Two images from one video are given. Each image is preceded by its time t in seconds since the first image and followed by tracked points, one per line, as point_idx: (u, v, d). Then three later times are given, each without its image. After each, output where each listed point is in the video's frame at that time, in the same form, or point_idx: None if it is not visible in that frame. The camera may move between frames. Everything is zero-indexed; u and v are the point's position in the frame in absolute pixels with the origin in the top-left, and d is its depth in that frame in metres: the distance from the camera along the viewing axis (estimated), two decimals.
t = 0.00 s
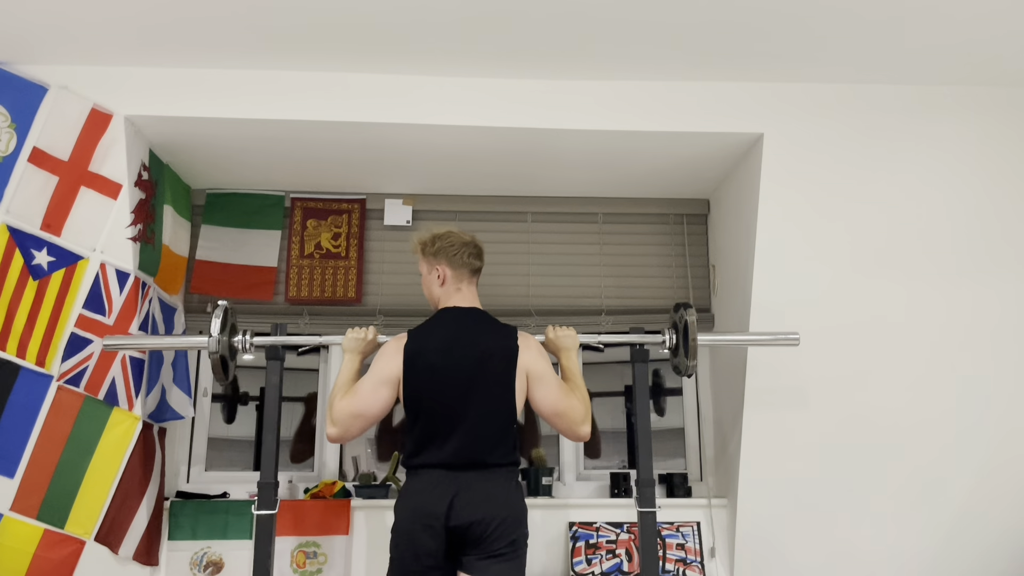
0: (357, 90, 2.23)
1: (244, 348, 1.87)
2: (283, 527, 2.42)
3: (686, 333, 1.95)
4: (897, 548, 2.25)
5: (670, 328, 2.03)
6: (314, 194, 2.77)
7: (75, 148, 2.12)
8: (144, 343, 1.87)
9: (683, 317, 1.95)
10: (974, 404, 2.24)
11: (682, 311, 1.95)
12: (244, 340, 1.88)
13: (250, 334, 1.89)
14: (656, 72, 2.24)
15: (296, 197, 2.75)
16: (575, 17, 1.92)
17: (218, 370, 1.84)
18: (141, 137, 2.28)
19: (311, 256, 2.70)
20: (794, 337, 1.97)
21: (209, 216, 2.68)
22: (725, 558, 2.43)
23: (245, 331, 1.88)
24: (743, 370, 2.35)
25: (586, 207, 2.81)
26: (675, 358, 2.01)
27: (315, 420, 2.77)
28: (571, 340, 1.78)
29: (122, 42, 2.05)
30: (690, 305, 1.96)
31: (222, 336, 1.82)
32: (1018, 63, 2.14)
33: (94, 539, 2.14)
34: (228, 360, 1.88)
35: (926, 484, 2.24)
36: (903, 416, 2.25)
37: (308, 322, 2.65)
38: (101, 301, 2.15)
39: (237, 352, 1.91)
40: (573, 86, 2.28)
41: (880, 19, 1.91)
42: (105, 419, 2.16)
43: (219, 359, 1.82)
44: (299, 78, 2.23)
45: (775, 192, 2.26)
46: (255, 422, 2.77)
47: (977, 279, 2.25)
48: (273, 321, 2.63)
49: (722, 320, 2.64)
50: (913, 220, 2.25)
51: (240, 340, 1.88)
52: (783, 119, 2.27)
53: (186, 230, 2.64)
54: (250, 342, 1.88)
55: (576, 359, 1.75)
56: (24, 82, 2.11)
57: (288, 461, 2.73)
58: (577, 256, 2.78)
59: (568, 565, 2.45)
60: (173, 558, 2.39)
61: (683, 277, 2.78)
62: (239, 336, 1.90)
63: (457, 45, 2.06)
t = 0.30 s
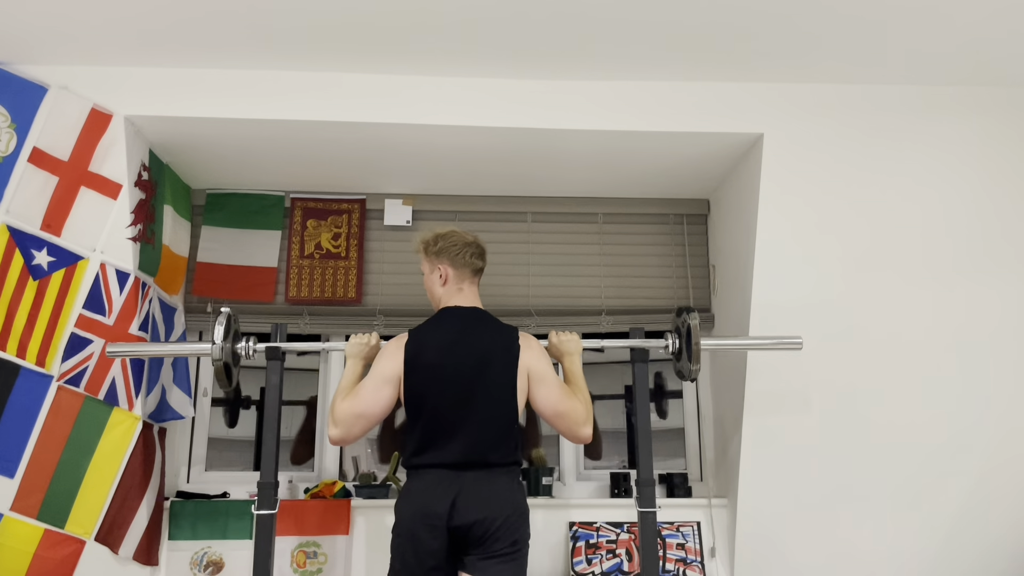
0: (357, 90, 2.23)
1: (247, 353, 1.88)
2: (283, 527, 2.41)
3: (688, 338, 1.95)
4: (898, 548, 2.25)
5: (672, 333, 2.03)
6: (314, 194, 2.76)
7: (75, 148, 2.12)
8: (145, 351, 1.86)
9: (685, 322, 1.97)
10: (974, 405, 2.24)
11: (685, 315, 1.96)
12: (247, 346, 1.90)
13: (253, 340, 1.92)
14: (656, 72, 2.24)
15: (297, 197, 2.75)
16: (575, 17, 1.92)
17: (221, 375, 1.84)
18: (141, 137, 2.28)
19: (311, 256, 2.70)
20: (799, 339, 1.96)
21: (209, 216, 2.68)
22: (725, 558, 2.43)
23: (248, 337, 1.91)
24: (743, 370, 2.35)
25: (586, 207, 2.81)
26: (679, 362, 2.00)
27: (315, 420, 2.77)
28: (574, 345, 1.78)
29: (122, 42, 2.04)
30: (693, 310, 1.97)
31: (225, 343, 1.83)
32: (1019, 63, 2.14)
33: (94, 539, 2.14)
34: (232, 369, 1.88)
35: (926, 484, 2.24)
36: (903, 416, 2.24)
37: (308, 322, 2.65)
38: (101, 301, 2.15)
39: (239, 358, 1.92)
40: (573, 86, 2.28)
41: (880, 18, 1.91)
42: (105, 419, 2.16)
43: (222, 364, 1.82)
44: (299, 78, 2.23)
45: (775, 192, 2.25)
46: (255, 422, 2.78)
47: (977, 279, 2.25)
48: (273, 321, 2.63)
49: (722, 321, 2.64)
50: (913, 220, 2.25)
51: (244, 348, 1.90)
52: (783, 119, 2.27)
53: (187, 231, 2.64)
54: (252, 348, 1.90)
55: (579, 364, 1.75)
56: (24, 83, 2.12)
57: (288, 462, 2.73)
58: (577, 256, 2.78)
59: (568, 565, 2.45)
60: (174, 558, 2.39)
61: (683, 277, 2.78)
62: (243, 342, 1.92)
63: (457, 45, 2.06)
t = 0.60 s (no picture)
0: (357, 90, 2.23)
1: (251, 361, 1.89)
2: (282, 528, 2.41)
3: (693, 349, 1.96)
4: (897, 548, 2.26)
5: (676, 347, 2.04)
6: (314, 194, 2.76)
7: (75, 148, 2.12)
8: (149, 353, 1.86)
9: (690, 333, 1.97)
10: (974, 406, 2.24)
11: (689, 328, 1.97)
12: (253, 353, 1.90)
13: (259, 349, 1.93)
14: (656, 73, 2.24)
15: (297, 197, 2.75)
16: (575, 18, 1.92)
17: (223, 376, 1.83)
18: (141, 137, 2.28)
19: (311, 256, 2.70)
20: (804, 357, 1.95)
21: (209, 216, 2.68)
22: (725, 559, 2.43)
23: (253, 346, 1.92)
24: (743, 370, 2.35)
25: (586, 207, 2.81)
26: (684, 375, 2.01)
27: (314, 422, 2.77)
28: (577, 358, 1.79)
29: (122, 43, 2.05)
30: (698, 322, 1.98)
31: (228, 348, 1.84)
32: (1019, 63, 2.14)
33: (94, 539, 2.14)
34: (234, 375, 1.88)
35: (926, 484, 2.25)
36: (903, 416, 2.25)
37: (308, 322, 2.65)
38: (101, 301, 2.15)
39: (243, 364, 1.93)
40: (573, 86, 2.28)
41: (879, 19, 1.91)
42: (105, 419, 2.15)
43: (225, 365, 1.82)
44: (298, 78, 2.23)
45: (775, 193, 2.26)
46: (255, 422, 2.78)
47: (977, 280, 2.25)
48: (273, 321, 2.63)
49: (722, 321, 2.64)
50: (913, 221, 2.25)
51: (249, 353, 1.90)
52: (784, 119, 2.27)
53: (187, 231, 2.64)
54: (257, 355, 1.90)
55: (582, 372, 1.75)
56: (24, 83, 2.12)
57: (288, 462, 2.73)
58: (577, 256, 2.78)
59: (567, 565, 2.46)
60: (174, 558, 2.39)
61: (683, 278, 2.78)
62: (247, 348, 1.93)
63: (457, 45, 2.06)
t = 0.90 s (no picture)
0: (356, 89, 2.23)
1: (251, 361, 1.89)
2: (282, 528, 2.41)
3: (694, 348, 1.97)
4: (897, 548, 2.26)
5: (677, 346, 2.04)
6: (314, 194, 2.76)
7: (74, 148, 2.12)
8: (149, 352, 1.86)
9: (691, 331, 1.98)
10: (974, 405, 2.24)
11: (690, 327, 1.97)
12: (254, 353, 1.90)
13: (260, 348, 1.93)
14: (656, 72, 2.24)
15: (297, 197, 2.75)
16: (575, 17, 1.92)
17: (224, 371, 1.83)
18: (141, 136, 2.28)
19: (311, 256, 2.70)
20: (806, 356, 1.95)
21: (209, 216, 2.68)
22: (725, 559, 2.43)
23: (253, 346, 1.91)
24: (743, 369, 2.35)
25: (586, 207, 2.81)
26: (685, 376, 2.00)
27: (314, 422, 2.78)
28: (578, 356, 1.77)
29: (121, 42, 2.04)
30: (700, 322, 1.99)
31: (230, 336, 1.84)
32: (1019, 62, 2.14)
33: (94, 539, 2.14)
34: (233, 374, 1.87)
35: (926, 484, 2.24)
36: (903, 416, 2.24)
37: (308, 322, 2.65)
38: (101, 301, 2.15)
39: (244, 364, 1.93)
40: (573, 86, 2.28)
41: (881, 18, 1.91)
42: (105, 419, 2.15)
43: (225, 359, 1.82)
44: (298, 78, 2.23)
45: (775, 192, 2.25)
46: (255, 422, 2.78)
47: (977, 279, 2.25)
48: (272, 321, 2.63)
49: (722, 321, 2.64)
50: (913, 220, 2.25)
51: (249, 353, 1.90)
52: (784, 118, 2.27)
53: (187, 230, 2.64)
54: (258, 355, 1.90)
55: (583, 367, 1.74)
56: (24, 82, 2.12)
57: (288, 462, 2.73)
58: (577, 256, 2.78)
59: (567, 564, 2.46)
60: (174, 558, 2.39)
61: (683, 278, 2.78)
62: (247, 348, 1.93)
63: (457, 44, 2.06)
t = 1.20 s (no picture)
0: (356, 89, 2.23)
1: (250, 362, 1.89)
2: (282, 527, 2.42)
3: (693, 348, 1.97)
4: (897, 548, 2.26)
5: (677, 347, 2.04)
6: (315, 194, 2.76)
7: (74, 148, 2.12)
8: (149, 352, 1.86)
9: (691, 331, 1.98)
10: (974, 406, 2.24)
11: (689, 328, 1.97)
12: (253, 353, 1.90)
13: (260, 348, 1.93)
14: (656, 72, 2.23)
15: (297, 197, 2.75)
16: (575, 17, 1.92)
17: (223, 370, 1.83)
18: (141, 137, 2.28)
19: (311, 256, 2.70)
20: (805, 357, 1.95)
21: (209, 215, 2.68)
22: (725, 559, 2.43)
23: (253, 346, 1.91)
24: (743, 370, 2.35)
25: (586, 207, 2.81)
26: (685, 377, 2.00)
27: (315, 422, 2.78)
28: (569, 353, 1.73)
29: (121, 42, 2.04)
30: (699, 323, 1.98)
31: (230, 336, 1.84)
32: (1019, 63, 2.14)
33: (94, 538, 2.14)
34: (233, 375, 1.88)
35: (926, 484, 2.24)
36: (903, 416, 2.25)
37: (308, 322, 2.65)
38: (101, 301, 2.15)
39: (243, 364, 1.93)
40: (573, 86, 2.28)
41: (881, 18, 1.90)
42: (105, 419, 2.15)
43: (224, 359, 1.82)
44: (298, 78, 2.23)
45: (775, 193, 2.25)
46: (256, 422, 2.78)
47: (977, 280, 2.25)
48: (272, 321, 2.63)
49: (722, 321, 2.63)
50: (913, 221, 2.25)
51: (249, 354, 1.90)
52: (784, 119, 2.27)
53: (187, 230, 2.64)
54: (258, 355, 1.90)
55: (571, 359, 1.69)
56: (24, 83, 2.12)
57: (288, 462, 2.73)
58: (577, 256, 2.78)
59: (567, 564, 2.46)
60: (174, 558, 2.40)
61: (683, 278, 2.78)
62: (247, 348, 1.93)
63: (457, 45, 2.06)
